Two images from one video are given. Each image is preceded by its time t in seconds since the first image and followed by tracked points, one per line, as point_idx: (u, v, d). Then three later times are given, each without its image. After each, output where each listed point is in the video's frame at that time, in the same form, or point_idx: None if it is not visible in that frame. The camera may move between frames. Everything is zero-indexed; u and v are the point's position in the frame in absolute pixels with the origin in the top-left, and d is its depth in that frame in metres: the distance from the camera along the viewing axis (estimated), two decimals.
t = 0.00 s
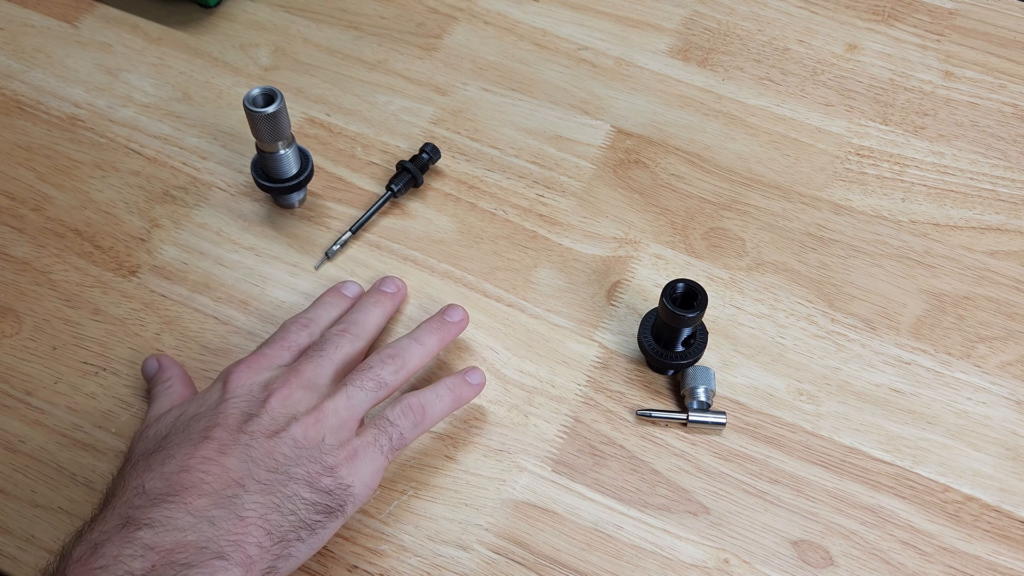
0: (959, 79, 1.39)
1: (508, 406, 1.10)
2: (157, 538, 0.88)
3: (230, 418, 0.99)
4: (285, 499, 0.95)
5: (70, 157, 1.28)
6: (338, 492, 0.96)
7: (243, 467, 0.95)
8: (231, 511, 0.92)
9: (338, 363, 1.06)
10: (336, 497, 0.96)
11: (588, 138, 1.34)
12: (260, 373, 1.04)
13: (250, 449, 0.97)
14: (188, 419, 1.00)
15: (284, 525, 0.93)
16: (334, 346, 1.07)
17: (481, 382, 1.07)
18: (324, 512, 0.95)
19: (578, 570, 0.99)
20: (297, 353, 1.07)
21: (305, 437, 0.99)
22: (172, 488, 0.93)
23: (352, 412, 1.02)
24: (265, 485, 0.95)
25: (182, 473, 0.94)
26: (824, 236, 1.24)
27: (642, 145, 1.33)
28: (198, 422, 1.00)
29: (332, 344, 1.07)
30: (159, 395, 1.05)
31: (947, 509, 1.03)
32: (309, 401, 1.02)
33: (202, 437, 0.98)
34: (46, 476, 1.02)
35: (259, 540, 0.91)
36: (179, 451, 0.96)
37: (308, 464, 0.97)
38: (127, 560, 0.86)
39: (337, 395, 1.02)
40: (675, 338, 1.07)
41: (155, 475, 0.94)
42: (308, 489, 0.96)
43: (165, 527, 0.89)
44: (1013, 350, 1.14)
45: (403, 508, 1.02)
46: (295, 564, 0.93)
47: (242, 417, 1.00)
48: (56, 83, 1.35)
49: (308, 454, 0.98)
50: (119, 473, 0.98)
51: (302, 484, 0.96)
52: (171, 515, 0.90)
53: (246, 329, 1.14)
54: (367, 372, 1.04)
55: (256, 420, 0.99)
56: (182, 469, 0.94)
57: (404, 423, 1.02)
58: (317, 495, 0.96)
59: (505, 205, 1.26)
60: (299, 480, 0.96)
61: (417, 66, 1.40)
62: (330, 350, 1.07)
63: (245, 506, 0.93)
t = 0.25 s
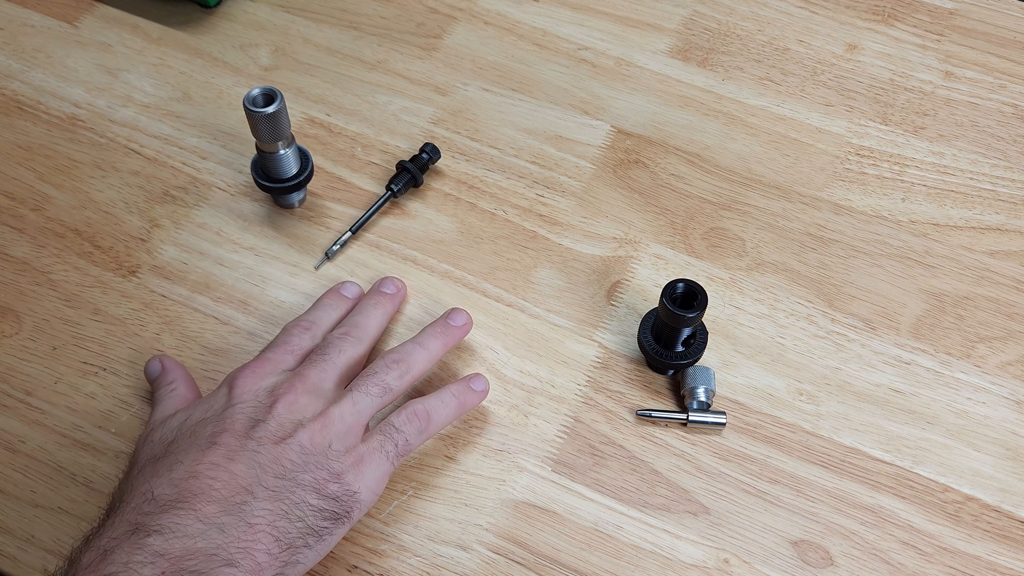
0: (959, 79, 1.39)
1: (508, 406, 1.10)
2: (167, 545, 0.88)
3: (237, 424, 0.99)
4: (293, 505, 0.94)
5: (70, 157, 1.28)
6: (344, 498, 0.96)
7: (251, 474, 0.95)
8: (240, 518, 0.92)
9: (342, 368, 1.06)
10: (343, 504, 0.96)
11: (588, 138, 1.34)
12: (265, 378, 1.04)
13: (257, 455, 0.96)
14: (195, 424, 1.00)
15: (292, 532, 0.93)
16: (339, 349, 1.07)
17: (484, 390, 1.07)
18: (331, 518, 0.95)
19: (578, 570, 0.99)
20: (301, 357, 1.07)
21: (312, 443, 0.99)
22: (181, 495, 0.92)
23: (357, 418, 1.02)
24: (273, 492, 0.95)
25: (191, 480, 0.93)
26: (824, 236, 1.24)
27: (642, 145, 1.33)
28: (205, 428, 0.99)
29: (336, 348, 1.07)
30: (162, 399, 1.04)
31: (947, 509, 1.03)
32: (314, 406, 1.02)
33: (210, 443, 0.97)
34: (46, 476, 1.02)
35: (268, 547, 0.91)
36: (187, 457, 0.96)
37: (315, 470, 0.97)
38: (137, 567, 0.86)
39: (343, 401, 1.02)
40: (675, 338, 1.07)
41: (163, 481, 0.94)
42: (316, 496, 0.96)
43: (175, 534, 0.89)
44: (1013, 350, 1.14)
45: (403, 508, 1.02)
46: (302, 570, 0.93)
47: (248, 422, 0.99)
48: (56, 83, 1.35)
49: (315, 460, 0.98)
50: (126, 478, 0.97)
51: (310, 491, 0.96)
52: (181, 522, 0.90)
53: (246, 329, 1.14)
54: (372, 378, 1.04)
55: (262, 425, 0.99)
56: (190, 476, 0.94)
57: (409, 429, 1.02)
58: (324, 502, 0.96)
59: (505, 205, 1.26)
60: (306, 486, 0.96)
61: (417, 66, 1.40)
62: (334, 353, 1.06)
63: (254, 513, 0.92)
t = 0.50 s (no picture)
0: (959, 79, 1.39)
1: (508, 406, 1.10)
2: (166, 546, 0.88)
3: (236, 423, 0.99)
4: (292, 505, 0.94)
5: (70, 157, 1.28)
6: (344, 497, 0.96)
7: (250, 474, 0.95)
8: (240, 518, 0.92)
9: (342, 366, 1.06)
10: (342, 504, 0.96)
11: (588, 138, 1.34)
12: (264, 377, 1.03)
13: (256, 454, 0.96)
14: (196, 424, 1.00)
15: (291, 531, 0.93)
16: (338, 347, 1.07)
17: (483, 389, 1.07)
18: (331, 518, 0.95)
19: (578, 570, 0.99)
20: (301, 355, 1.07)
21: (311, 442, 0.98)
22: (180, 495, 0.92)
23: (357, 418, 1.01)
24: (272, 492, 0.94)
25: (191, 481, 0.93)
26: (824, 236, 1.24)
27: (642, 145, 1.33)
28: (205, 428, 0.99)
29: (335, 345, 1.07)
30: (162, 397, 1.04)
31: (947, 509, 1.03)
32: (313, 406, 1.02)
33: (209, 443, 0.97)
34: (46, 476, 1.02)
35: (268, 548, 0.91)
36: (187, 456, 0.96)
37: (314, 469, 0.97)
38: (136, 568, 0.85)
39: (342, 400, 1.02)
40: (675, 338, 1.07)
41: (163, 482, 0.94)
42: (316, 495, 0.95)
43: (175, 535, 0.89)
44: (1013, 350, 1.14)
45: (403, 508, 1.02)
46: (302, 569, 0.93)
47: (247, 422, 0.99)
48: (56, 83, 1.35)
49: (314, 459, 0.97)
50: (126, 478, 0.97)
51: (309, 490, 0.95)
52: (181, 522, 0.90)
53: (246, 329, 1.14)
54: (373, 376, 1.04)
55: (261, 425, 0.99)
56: (189, 476, 0.94)
57: (409, 428, 1.02)
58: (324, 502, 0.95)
59: (505, 205, 1.26)
60: (306, 486, 0.96)
61: (417, 66, 1.40)
62: (334, 352, 1.06)
63: (253, 513, 0.92)
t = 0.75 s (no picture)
0: (959, 79, 1.39)
1: (508, 406, 1.10)
2: (125, 532, 0.86)
3: (197, 395, 0.96)
4: (249, 487, 0.93)
5: (70, 157, 1.28)
6: (298, 477, 0.95)
7: (209, 454, 0.93)
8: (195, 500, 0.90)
9: (311, 333, 1.03)
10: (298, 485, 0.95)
11: (588, 138, 1.34)
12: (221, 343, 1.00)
13: (215, 434, 0.94)
14: (158, 386, 0.96)
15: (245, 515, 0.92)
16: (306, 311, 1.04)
17: (453, 373, 1.05)
18: (285, 496, 0.95)
19: (578, 570, 0.99)
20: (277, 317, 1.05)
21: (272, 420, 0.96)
22: (136, 474, 0.89)
23: (314, 395, 0.99)
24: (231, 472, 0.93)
25: (147, 457, 0.90)
26: (824, 236, 1.24)
27: (642, 145, 1.33)
28: (163, 391, 0.95)
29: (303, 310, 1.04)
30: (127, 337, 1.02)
31: (947, 509, 1.03)
32: (277, 376, 0.99)
33: (166, 413, 0.94)
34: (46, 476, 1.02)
35: (222, 532, 0.91)
36: (147, 427, 0.92)
37: (273, 448, 0.95)
38: (97, 555, 0.84)
39: (309, 374, 1.00)
40: (675, 338, 1.07)
41: (118, 455, 0.90)
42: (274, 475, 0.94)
43: (130, 519, 0.87)
44: (1012, 350, 1.14)
45: (403, 508, 1.02)
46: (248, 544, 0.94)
47: (207, 393, 0.96)
48: (56, 83, 1.35)
49: (274, 438, 0.96)
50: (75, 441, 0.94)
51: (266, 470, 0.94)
52: (138, 507, 0.87)
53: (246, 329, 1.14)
54: (349, 352, 1.03)
55: (223, 397, 0.96)
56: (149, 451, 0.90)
57: (376, 407, 1.00)
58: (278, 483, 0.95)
59: (505, 205, 1.26)
60: (263, 466, 0.94)
61: (417, 66, 1.40)
62: (307, 317, 1.04)
63: (209, 497, 0.91)
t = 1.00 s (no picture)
0: (959, 79, 1.39)
1: (508, 406, 1.10)
2: (22, 484, 0.86)
3: (79, 340, 0.97)
4: (151, 426, 0.95)
5: (70, 157, 1.28)
6: (204, 412, 0.97)
7: (103, 396, 0.93)
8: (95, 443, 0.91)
9: (197, 274, 1.06)
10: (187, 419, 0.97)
11: (588, 138, 1.34)
12: (165, 296, 1.03)
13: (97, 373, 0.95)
14: (52, 340, 0.97)
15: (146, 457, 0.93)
16: (196, 257, 1.06)
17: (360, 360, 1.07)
18: (191, 432, 0.97)
19: (578, 570, 0.99)
20: (241, 288, 1.04)
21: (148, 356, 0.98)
22: (28, 426, 0.88)
23: (212, 323, 1.02)
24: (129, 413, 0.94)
25: (38, 407, 0.90)
26: (824, 236, 1.24)
27: (642, 145, 1.33)
28: (43, 345, 0.97)
29: (196, 256, 1.06)
30: (82, 287, 1.02)
31: (947, 509, 1.03)
32: (164, 315, 1.01)
33: (54, 362, 0.94)
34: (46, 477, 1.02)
35: (131, 473, 0.91)
36: (26, 376, 0.93)
37: (171, 384, 0.97)
38: None
39: (195, 309, 1.02)
40: (675, 337, 1.07)
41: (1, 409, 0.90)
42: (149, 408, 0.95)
43: (28, 471, 0.86)
44: (1012, 350, 1.14)
45: (403, 509, 1.02)
46: (156, 483, 0.95)
47: (90, 338, 0.97)
48: (56, 83, 1.35)
49: (170, 374, 0.98)
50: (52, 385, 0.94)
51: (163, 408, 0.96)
52: (34, 457, 0.87)
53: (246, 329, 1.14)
54: (287, 304, 1.04)
55: (104, 339, 0.98)
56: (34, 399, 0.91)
57: (268, 330, 1.03)
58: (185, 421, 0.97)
59: (505, 205, 1.26)
60: (164, 403, 0.96)
61: (417, 66, 1.40)
62: (193, 263, 1.06)
63: (111, 439, 0.91)
